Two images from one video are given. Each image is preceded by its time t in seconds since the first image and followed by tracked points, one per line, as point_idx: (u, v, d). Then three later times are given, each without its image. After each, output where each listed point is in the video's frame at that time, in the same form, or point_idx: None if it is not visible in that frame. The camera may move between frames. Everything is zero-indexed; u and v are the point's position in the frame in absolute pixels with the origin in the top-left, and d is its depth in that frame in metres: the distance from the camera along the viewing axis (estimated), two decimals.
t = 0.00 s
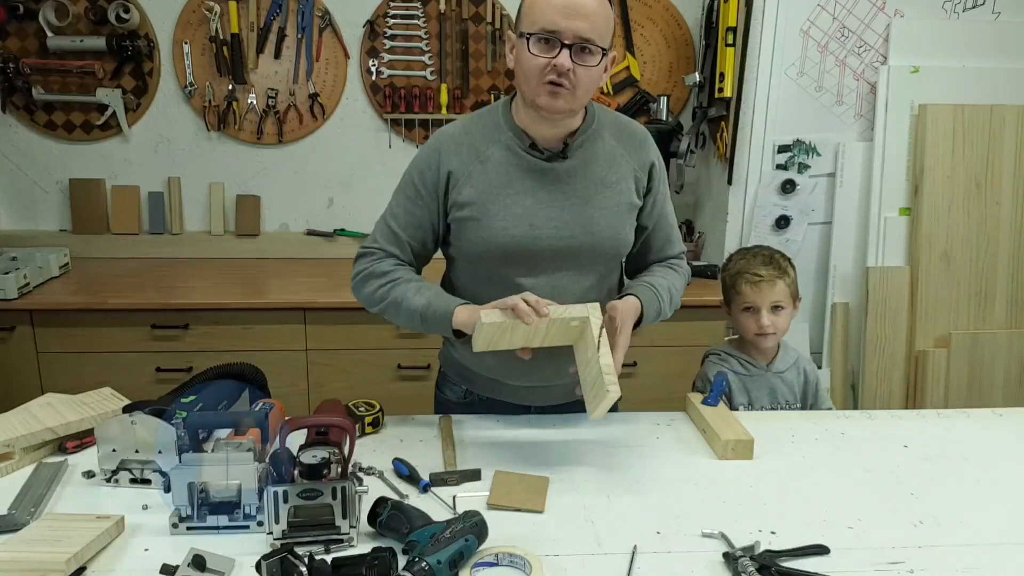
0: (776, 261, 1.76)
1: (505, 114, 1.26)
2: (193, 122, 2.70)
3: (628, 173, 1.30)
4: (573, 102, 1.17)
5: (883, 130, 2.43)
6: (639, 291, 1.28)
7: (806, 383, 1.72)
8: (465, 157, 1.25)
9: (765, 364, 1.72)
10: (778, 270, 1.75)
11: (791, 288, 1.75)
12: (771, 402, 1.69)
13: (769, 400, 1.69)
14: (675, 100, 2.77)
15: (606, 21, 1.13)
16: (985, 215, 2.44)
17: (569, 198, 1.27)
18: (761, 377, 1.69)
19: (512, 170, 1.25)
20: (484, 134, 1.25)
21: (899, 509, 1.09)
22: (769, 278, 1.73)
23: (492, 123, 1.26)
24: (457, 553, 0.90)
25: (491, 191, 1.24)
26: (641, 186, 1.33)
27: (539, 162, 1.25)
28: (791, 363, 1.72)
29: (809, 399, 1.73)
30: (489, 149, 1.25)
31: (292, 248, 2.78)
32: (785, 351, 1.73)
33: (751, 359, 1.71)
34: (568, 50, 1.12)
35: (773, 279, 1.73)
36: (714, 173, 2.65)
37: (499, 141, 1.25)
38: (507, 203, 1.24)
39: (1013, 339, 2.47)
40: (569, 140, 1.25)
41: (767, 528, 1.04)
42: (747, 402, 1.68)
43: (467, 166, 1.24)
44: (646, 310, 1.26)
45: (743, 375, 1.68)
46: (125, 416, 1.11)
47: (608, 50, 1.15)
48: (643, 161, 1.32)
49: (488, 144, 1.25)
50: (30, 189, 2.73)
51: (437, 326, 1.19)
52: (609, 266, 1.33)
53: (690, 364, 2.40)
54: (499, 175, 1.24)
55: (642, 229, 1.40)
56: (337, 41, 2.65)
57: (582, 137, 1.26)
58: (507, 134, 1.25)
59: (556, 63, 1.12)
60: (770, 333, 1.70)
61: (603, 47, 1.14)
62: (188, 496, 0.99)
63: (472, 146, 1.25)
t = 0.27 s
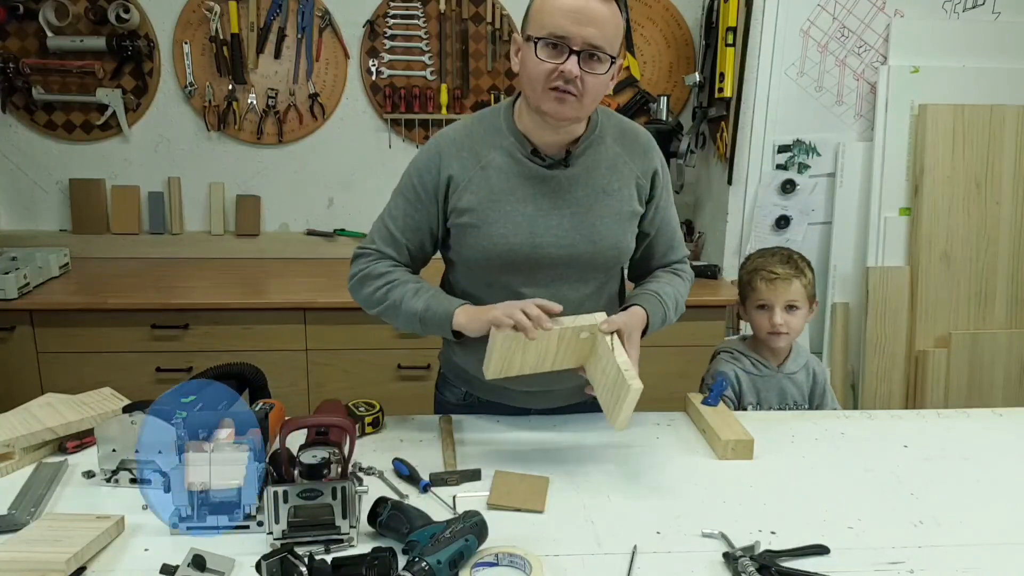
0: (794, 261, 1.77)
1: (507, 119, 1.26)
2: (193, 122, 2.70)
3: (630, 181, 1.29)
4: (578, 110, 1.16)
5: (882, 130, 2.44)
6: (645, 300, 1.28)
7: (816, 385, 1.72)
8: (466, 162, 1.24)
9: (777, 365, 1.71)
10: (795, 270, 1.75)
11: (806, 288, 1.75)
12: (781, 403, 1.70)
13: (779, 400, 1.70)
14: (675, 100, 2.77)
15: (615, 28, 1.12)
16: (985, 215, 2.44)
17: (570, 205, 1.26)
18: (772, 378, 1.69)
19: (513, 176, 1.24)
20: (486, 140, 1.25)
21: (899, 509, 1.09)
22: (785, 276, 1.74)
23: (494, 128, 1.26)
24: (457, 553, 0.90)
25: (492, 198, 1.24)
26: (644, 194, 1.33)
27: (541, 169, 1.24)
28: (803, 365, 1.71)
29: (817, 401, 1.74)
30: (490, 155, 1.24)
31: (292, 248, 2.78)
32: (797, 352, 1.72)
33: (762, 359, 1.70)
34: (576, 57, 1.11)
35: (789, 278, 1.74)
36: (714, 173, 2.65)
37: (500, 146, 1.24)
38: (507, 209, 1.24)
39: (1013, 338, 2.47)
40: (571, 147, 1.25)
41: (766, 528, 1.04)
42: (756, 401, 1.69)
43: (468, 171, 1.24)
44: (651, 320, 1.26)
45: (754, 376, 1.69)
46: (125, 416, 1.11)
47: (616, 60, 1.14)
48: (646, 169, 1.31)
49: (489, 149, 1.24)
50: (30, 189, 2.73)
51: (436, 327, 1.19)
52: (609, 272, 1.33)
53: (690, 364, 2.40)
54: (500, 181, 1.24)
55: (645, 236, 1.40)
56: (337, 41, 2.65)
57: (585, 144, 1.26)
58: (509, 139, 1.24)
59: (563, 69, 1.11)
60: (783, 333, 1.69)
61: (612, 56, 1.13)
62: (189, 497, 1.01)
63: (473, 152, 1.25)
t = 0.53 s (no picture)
0: (826, 264, 1.75)
1: (508, 123, 1.26)
2: (193, 122, 2.70)
3: (632, 186, 1.29)
4: (582, 113, 1.15)
5: (882, 130, 2.44)
6: (662, 300, 1.29)
7: (837, 390, 1.73)
8: (467, 165, 1.24)
9: (799, 367, 1.72)
10: (827, 273, 1.74)
11: (836, 292, 1.75)
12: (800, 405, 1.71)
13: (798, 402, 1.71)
14: (675, 100, 2.77)
15: (623, 32, 1.12)
16: (985, 215, 2.44)
17: (571, 209, 1.26)
18: (793, 381, 1.70)
19: (514, 180, 1.24)
20: (487, 143, 1.25)
21: (899, 508, 1.09)
22: (816, 279, 1.72)
23: (495, 132, 1.26)
24: (457, 553, 0.90)
25: (493, 201, 1.24)
26: (646, 199, 1.32)
27: (542, 173, 1.24)
28: (826, 369, 1.72)
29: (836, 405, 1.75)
30: (491, 158, 1.24)
31: (292, 247, 2.78)
32: (822, 356, 1.73)
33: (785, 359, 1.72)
34: (583, 60, 1.11)
35: (820, 281, 1.73)
36: (714, 173, 2.65)
37: (502, 150, 1.24)
38: (508, 213, 1.24)
39: (1013, 339, 2.47)
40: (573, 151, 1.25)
41: (767, 528, 1.04)
42: (774, 402, 1.71)
43: (468, 175, 1.24)
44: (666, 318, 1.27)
45: (775, 377, 1.70)
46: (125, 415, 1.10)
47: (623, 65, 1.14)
48: (649, 174, 1.31)
49: (490, 153, 1.24)
50: (30, 189, 2.73)
51: (421, 328, 1.19)
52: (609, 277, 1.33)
53: (690, 364, 2.40)
54: (501, 185, 1.24)
55: (648, 241, 1.40)
56: (337, 41, 2.65)
57: (587, 148, 1.26)
58: (510, 143, 1.24)
59: (570, 71, 1.11)
60: (810, 335, 1.69)
61: (619, 60, 1.13)
62: (188, 497, 1.01)
63: (474, 155, 1.25)
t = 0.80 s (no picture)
0: (864, 263, 1.73)
1: (511, 126, 1.25)
2: (193, 122, 2.70)
3: (634, 191, 1.29)
4: (590, 122, 1.15)
5: (882, 130, 2.44)
6: (661, 303, 1.30)
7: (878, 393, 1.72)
8: (469, 167, 1.24)
9: (838, 369, 1.72)
10: (863, 271, 1.72)
11: (875, 290, 1.72)
12: (839, 407, 1.71)
13: (837, 404, 1.71)
14: (675, 100, 2.77)
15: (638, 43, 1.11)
16: (985, 215, 2.44)
17: (573, 213, 1.26)
18: (832, 383, 1.70)
19: (516, 183, 1.24)
20: (489, 145, 1.25)
21: (899, 508, 1.09)
22: (851, 277, 1.71)
23: (498, 134, 1.25)
24: (457, 553, 0.90)
25: (495, 204, 1.24)
26: (648, 204, 1.32)
27: (544, 176, 1.23)
28: (867, 372, 1.71)
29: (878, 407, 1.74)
30: (493, 161, 1.24)
31: (292, 247, 2.78)
32: (864, 358, 1.72)
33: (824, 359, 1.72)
34: (597, 69, 1.10)
35: (855, 279, 1.71)
36: (715, 173, 2.65)
37: (504, 153, 1.24)
38: (509, 217, 1.24)
39: (1013, 339, 2.47)
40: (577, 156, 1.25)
41: (766, 528, 1.04)
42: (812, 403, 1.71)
43: (470, 177, 1.24)
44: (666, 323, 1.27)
45: (813, 378, 1.70)
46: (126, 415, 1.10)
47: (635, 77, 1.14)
48: (652, 179, 1.31)
49: (493, 155, 1.24)
50: (30, 189, 2.73)
51: (427, 330, 1.19)
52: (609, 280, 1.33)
53: (690, 364, 2.40)
54: (503, 187, 1.24)
55: (651, 245, 1.41)
56: (337, 41, 2.65)
57: (590, 152, 1.26)
58: (513, 146, 1.24)
59: (582, 79, 1.10)
60: (847, 334, 1.69)
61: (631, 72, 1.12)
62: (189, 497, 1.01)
63: (476, 157, 1.25)
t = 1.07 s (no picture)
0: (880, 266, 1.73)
1: (515, 126, 1.25)
2: (193, 122, 2.70)
3: (637, 194, 1.29)
4: (598, 127, 1.15)
5: (882, 130, 2.44)
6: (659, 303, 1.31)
7: (893, 397, 1.71)
8: (473, 168, 1.24)
9: (852, 369, 1.72)
10: (878, 272, 1.72)
11: (891, 292, 1.72)
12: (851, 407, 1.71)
13: (848, 404, 1.71)
14: (675, 100, 2.77)
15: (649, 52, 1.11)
16: (985, 215, 2.44)
17: (575, 215, 1.26)
18: (844, 383, 1.70)
19: (519, 185, 1.24)
20: (493, 146, 1.25)
21: (899, 508, 1.09)
22: (865, 277, 1.71)
23: (501, 135, 1.25)
24: (457, 553, 0.90)
25: (497, 205, 1.24)
26: (651, 208, 1.33)
27: (547, 178, 1.24)
28: (882, 375, 1.70)
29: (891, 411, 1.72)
30: (496, 162, 1.24)
31: (292, 247, 2.78)
32: (880, 361, 1.72)
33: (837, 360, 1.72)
34: (607, 75, 1.10)
35: (870, 279, 1.71)
36: (715, 173, 2.65)
37: (507, 154, 1.24)
38: (511, 218, 1.24)
39: (1014, 339, 2.47)
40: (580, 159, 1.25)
41: (766, 528, 1.04)
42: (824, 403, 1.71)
43: (473, 178, 1.24)
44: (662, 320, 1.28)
45: (825, 377, 1.70)
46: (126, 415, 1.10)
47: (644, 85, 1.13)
48: (655, 183, 1.31)
49: (496, 157, 1.24)
50: (30, 189, 2.73)
51: (440, 330, 1.20)
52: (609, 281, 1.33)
53: (690, 364, 2.40)
54: (505, 189, 1.24)
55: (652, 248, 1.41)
56: (337, 41, 2.65)
57: (594, 155, 1.26)
58: (516, 147, 1.24)
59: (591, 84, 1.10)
60: (861, 334, 1.69)
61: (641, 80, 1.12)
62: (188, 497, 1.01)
63: (479, 158, 1.24)
